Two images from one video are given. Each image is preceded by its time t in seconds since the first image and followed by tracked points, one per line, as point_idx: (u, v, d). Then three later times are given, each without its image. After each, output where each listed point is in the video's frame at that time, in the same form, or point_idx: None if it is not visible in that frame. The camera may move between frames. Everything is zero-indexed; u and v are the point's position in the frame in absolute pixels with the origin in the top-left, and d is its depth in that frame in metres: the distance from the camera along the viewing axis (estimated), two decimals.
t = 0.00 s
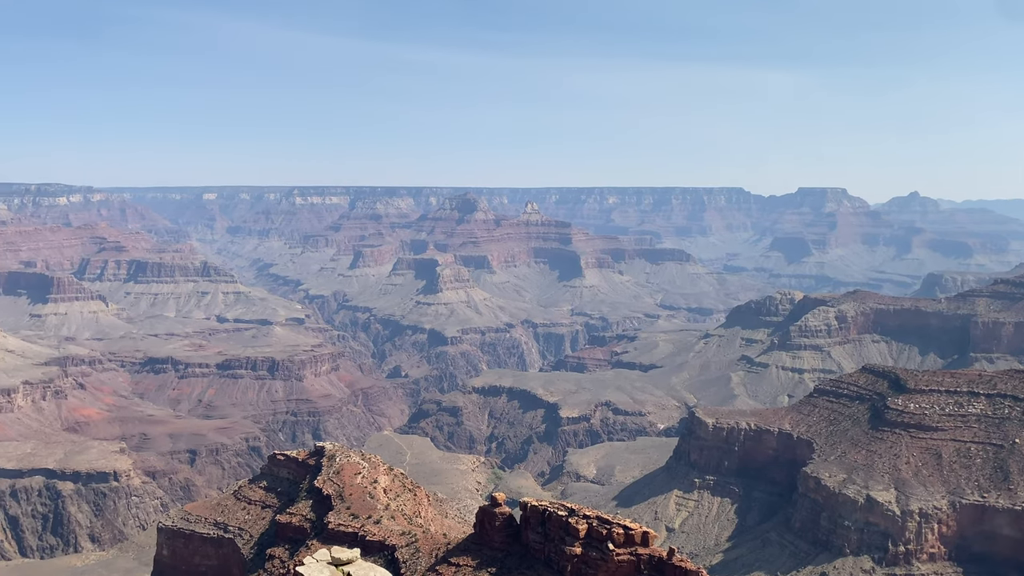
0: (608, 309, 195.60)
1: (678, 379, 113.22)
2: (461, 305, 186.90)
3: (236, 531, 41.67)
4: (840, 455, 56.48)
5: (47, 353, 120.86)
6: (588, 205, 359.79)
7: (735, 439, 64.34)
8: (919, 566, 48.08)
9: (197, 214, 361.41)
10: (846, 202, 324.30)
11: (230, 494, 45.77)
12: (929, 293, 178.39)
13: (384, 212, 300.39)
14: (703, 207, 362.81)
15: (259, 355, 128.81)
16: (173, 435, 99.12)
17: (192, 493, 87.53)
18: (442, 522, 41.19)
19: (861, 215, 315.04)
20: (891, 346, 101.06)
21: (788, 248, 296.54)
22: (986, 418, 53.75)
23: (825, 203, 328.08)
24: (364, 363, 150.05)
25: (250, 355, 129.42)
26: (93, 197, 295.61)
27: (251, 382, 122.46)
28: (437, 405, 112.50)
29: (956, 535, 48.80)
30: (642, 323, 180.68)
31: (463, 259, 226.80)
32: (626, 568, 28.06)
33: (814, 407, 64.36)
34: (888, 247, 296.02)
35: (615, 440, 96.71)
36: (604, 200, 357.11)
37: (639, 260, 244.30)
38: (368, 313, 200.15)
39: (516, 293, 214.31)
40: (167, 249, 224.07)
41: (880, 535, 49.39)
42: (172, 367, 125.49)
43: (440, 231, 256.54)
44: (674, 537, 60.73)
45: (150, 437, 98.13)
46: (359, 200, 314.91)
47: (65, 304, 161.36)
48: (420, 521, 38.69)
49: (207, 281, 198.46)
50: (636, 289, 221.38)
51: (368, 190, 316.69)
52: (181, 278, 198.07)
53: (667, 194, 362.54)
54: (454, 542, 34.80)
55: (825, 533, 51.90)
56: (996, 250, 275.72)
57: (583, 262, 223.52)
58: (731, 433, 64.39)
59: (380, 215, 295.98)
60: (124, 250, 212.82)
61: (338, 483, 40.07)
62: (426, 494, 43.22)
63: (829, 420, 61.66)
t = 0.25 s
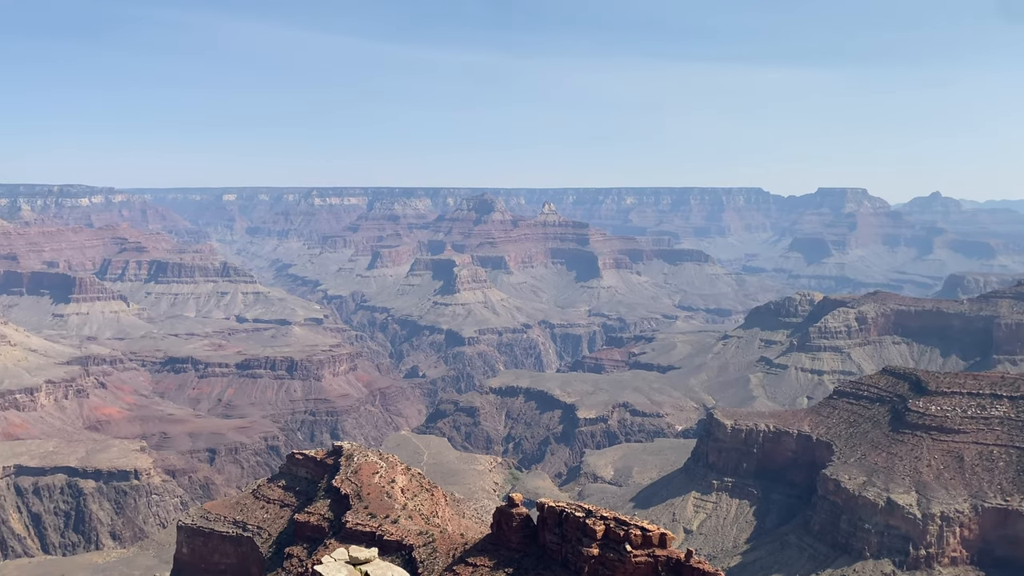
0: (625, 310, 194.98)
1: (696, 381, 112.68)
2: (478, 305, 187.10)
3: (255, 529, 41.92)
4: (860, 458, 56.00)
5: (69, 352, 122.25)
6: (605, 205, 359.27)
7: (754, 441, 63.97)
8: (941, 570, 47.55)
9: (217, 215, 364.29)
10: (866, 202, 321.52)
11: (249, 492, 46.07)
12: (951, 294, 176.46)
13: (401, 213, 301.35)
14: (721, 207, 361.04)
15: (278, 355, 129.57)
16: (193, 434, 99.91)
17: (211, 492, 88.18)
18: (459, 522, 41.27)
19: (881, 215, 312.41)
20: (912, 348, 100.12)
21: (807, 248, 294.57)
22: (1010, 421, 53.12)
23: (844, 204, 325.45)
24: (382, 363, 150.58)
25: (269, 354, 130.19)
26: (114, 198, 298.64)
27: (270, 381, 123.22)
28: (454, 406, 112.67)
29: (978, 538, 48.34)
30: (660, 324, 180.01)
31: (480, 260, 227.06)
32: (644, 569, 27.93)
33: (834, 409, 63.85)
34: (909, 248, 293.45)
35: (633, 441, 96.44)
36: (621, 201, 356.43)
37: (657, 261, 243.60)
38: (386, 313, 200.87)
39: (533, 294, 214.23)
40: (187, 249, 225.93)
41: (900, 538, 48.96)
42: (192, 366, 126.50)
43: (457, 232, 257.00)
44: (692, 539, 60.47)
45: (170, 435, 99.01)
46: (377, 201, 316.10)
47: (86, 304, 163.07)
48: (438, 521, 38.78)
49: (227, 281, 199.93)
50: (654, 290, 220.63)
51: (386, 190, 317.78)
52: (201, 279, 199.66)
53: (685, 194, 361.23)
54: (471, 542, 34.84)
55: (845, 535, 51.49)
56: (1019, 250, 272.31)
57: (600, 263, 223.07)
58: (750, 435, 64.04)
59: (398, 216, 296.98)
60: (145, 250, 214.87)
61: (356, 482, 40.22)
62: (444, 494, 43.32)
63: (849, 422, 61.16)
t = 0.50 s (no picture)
0: (644, 311, 194.31)
1: (716, 382, 112.02)
2: (496, 306, 187.16)
3: (274, 528, 42.15)
4: (881, 460, 55.48)
5: (92, 352, 123.54)
6: (624, 206, 358.42)
7: (774, 443, 63.50)
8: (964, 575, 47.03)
9: (237, 216, 367.00)
10: (888, 203, 318.40)
11: (269, 492, 46.33)
12: (975, 295, 174.34)
13: (420, 214, 302.15)
14: (741, 208, 358.94)
15: (298, 355, 130.29)
16: (213, 433, 100.67)
17: (231, 491, 88.81)
18: (477, 523, 41.31)
19: (903, 216, 309.58)
20: (934, 350, 99.10)
21: (828, 249, 292.21)
22: None
23: (866, 204, 322.56)
24: (400, 363, 150.97)
25: (289, 354, 130.94)
26: (137, 199, 301.59)
27: (289, 381, 123.91)
28: (473, 406, 112.75)
29: (1002, 543, 47.88)
30: (679, 325, 179.22)
31: (498, 261, 227.17)
32: (662, 571, 27.79)
33: (856, 411, 63.26)
34: (931, 249, 290.68)
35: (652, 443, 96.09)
36: (640, 201, 355.43)
37: (676, 262, 242.67)
38: (404, 313, 201.44)
39: (551, 295, 213.99)
40: (208, 250, 227.72)
41: (922, 542, 48.49)
42: (213, 366, 127.49)
43: (475, 233, 257.31)
44: (711, 542, 60.10)
45: (191, 434, 99.82)
46: (395, 202, 317.06)
47: (109, 304, 164.78)
48: (456, 521, 38.81)
49: (247, 282, 201.28)
50: (673, 291, 219.65)
51: (405, 191, 318.70)
52: (222, 279, 201.22)
53: (705, 194, 359.56)
54: (489, 543, 34.84)
55: (866, 539, 50.97)
56: None
57: (619, 264, 222.36)
58: (769, 437, 63.58)
59: (416, 217, 297.79)
60: (167, 251, 216.81)
61: (375, 482, 40.33)
62: (462, 494, 43.34)
63: (870, 425, 60.59)
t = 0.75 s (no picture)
0: (664, 312, 193.53)
1: (736, 384, 111.31)
2: (515, 307, 187.13)
3: (295, 527, 42.37)
4: (904, 463, 54.91)
5: (115, 351, 124.80)
6: (644, 206, 357.33)
7: (795, 445, 63.04)
8: None
9: (258, 217, 369.56)
10: (912, 204, 315.07)
11: (289, 491, 46.55)
12: (1001, 297, 172.26)
13: (439, 215, 302.85)
14: (762, 208, 356.64)
15: (318, 355, 130.99)
16: (234, 433, 101.41)
17: (252, 490, 89.43)
18: (496, 524, 41.33)
19: (927, 216, 306.70)
20: (959, 352, 98.00)
21: (850, 250, 289.67)
22: None
23: (889, 204, 319.45)
24: (419, 363, 151.30)
25: (309, 354, 131.64)
26: (159, 201, 304.41)
27: (310, 381, 124.56)
28: (492, 407, 112.78)
29: None
30: (699, 326, 178.37)
31: (518, 261, 227.13)
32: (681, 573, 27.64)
33: (878, 414, 62.64)
34: (956, 250, 287.91)
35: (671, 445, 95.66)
36: (660, 202, 354.27)
37: (696, 263, 241.55)
38: (423, 314, 201.88)
39: (570, 296, 213.65)
40: (230, 250, 229.45)
41: (946, 546, 47.93)
42: (234, 365, 128.44)
43: (494, 233, 257.51)
44: (731, 544, 59.70)
45: (212, 434, 100.62)
46: (415, 203, 317.95)
47: (132, 304, 166.44)
48: (475, 521, 38.85)
49: (268, 282, 202.62)
50: (694, 292, 218.62)
51: (424, 192, 319.54)
52: (243, 279, 202.70)
53: (725, 194, 357.67)
54: (508, 544, 34.78)
55: (888, 543, 50.45)
56: None
57: (638, 265, 221.68)
58: (790, 439, 63.12)
59: (436, 218, 298.51)
60: (189, 252, 218.67)
61: (394, 482, 40.43)
62: (481, 495, 43.39)
63: (893, 427, 59.99)
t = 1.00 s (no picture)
0: (685, 314, 192.59)
1: (758, 386, 110.54)
2: (535, 308, 187.05)
3: (316, 526, 42.59)
4: (929, 467, 54.29)
5: (139, 351, 126.11)
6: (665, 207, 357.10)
7: (818, 448, 62.51)
8: None
9: (280, 218, 372.07)
10: (937, 204, 311.37)
11: (310, 490, 46.78)
12: None
13: (459, 215, 303.40)
14: (785, 209, 354.15)
15: (339, 355, 131.66)
16: (256, 432, 102.17)
17: (274, 489, 90.03)
18: (516, 524, 41.34)
19: (952, 217, 303.77)
20: (985, 355, 96.87)
21: (874, 251, 286.87)
22: None
23: (914, 205, 315.97)
24: (439, 364, 151.63)
25: (331, 354, 132.36)
26: (183, 202, 307.31)
27: (331, 381, 125.25)
28: (511, 408, 112.79)
29: None
30: (720, 328, 177.29)
31: (538, 262, 226.97)
32: None
33: (902, 416, 61.97)
34: (982, 250, 285.29)
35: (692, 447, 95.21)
36: (681, 203, 352.87)
37: (718, 263, 240.18)
38: (443, 314, 202.25)
39: (590, 297, 213.13)
40: (252, 251, 231.17)
41: (972, 551, 47.28)
42: (256, 365, 129.40)
43: (514, 234, 257.57)
44: (752, 547, 59.27)
45: (234, 432, 101.43)
46: (435, 204, 318.70)
47: (156, 304, 168.18)
48: (495, 522, 38.87)
49: (290, 283, 203.76)
50: (715, 293, 217.43)
51: (445, 193, 320.15)
52: (266, 280, 204.16)
53: (747, 195, 355.50)
54: (528, 544, 34.77)
55: (912, 547, 49.88)
56: None
57: (659, 266, 220.76)
58: (813, 442, 62.64)
59: (456, 219, 299.11)
60: (212, 252, 220.58)
61: (414, 482, 40.53)
62: (501, 495, 43.41)
63: (917, 430, 59.33)
